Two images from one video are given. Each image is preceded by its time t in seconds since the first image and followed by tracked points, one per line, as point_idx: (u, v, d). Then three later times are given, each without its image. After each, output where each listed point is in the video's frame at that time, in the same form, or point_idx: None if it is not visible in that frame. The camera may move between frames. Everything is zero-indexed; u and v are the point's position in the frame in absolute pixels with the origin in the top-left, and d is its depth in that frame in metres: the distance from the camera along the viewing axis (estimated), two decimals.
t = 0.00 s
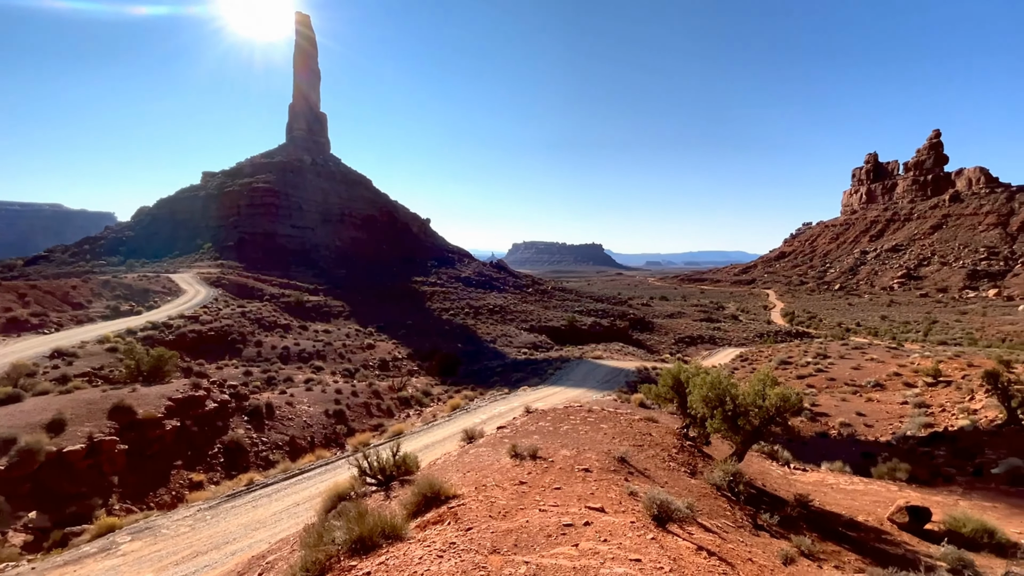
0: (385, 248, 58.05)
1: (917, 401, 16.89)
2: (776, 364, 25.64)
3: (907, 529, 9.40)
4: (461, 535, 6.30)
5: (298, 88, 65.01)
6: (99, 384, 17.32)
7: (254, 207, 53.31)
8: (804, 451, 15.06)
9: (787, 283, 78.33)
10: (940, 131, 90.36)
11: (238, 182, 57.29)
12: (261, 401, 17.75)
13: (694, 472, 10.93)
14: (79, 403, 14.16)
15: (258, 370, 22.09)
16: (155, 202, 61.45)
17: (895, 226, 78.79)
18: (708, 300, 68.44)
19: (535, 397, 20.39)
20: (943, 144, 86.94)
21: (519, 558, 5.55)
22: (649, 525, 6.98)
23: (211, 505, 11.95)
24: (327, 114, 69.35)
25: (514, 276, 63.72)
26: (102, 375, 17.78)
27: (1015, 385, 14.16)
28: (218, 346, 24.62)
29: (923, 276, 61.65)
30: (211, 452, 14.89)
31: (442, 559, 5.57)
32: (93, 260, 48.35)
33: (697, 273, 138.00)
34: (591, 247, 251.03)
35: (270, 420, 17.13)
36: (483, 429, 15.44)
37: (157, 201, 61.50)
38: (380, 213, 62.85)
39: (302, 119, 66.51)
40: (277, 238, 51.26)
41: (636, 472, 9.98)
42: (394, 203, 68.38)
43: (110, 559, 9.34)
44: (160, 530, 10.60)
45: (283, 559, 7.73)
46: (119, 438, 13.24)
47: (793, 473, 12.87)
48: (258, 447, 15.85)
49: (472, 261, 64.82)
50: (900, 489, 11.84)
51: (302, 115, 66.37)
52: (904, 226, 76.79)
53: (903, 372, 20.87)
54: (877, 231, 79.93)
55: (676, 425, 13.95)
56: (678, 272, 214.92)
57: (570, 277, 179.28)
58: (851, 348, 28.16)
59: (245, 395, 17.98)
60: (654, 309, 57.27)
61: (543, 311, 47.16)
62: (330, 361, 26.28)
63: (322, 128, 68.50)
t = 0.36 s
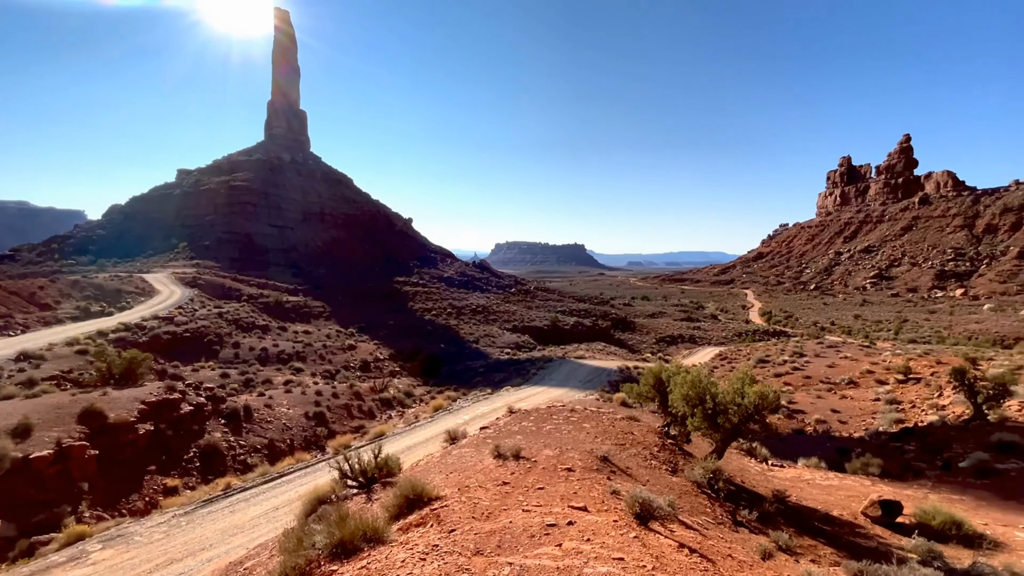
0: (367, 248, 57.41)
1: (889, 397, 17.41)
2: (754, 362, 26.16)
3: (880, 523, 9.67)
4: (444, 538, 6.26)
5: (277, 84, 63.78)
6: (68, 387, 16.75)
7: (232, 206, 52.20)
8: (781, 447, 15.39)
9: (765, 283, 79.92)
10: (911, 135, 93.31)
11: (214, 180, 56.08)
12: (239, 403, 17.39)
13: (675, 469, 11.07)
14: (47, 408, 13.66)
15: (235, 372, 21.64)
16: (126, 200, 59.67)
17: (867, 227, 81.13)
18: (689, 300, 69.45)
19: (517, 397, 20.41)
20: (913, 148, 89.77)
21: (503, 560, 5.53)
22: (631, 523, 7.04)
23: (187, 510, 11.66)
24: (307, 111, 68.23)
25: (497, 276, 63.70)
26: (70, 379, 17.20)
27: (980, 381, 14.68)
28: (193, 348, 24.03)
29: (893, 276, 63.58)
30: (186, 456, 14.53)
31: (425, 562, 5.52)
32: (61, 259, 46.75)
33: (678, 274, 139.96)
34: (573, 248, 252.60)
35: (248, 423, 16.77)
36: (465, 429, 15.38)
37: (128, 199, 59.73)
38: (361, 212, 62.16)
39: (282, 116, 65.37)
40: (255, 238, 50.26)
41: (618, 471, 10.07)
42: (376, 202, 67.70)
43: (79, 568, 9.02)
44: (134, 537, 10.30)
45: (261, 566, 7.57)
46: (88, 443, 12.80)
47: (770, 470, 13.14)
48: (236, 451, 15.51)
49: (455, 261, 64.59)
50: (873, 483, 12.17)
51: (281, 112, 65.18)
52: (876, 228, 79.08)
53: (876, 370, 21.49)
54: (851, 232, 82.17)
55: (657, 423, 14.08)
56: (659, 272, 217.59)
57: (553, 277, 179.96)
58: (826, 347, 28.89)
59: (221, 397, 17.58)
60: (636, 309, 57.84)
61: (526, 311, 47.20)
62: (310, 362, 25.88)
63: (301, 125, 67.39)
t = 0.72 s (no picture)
0: (346, 247, 56.67)
1: (860, 393, 17.94)
2: (731, 360, 26.63)
3: (852, 516, 9.94)
4: (424, 540, 6.20)
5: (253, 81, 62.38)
6: (30, 392, 16.10)
7: (206, 204, 50.98)
8: (757, 444, 15.71)
9: (741, 283, 81.51)
10: (880, 139, 96.26)
11: (188, 178, 54.66)
12: (213, 406, 16.95)
13: (654, 467, 11.19)
14: (8, 414, 13.11)
15: (210, 374, 21.10)
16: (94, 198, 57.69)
17: (838, 228, 83.51)
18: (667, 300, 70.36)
19: (499, 397, 20.40)
20: (882, 152, 92.63)
21: (484, 562, 5.51)
22: (612, 521, 7.09)
23: (159, 517, 11.33)
24: (284, 109, 66.92)
25: (478, 276, 63.62)
26: (34, 383, 16.55)
27: (946, 377, 15.21)
28: (165, 350, 23.36)
29: (864, 276, 65.52)
30: (158, 461, 14.11)
31: (405, 566, 5.46)
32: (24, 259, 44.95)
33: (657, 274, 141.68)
34: (555, 248, 253.70)
35: (223, 426, 16.36)
36: (446, 430, 15.30)
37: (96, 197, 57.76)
38: (340, 211, 61.35)
39: (258, 113, 63.96)
40: (231, 237, 49.14)
41: (598, 469, 10.13)
42: (355, 201, 66.86)
43: None
44: (102, 546, 9.97)
45: (237, 572, 7.41)
46: (53, 450, 12.34)
47: (747, 465, 13.41)
48: (211, 455, 15.10)
49: (435, 261, 64.23)
50: (845, 477, 12.50)
51: (257, 109, 63.84)
52: (847, 229, 81.40)
53: (847, 367, 22.12)
54: (823, 233, 84.46)
55: (637, 422, 14.23)
56: (639, 272, 219.88)
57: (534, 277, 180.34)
58: (800, 345, 29.57)
59: (195, 400, 17.12)
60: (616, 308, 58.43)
61: (507, 311, 47.24)
62: (288, 364, 25.43)
63: (279, 123, 66.15)
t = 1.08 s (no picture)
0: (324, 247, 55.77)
1: (831, 390, 18.47)
2: (709, 358, 27.08)
3: (824, 509, 10.21)
4: (403, 543, 6.14)
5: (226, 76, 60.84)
6: None
7: (178, 202, 49.60)
8: (733, 440, 16.02)
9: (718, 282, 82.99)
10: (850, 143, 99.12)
11: (159, 175, 53.12)
12: (185, 410, 16.49)
13: (633, 465, 11.33)
14: None
15: (182, 377, 20.52)
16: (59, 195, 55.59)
17: (811, 229, 85.78)
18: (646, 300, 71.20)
19: (479, 397, 20.36)
20: (852, 155, 95.45)
21: (464, 563, 5.48)
22: (591, 520, 7.14)
23: (128, 525, 10.97)
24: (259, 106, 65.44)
25: (458, 275, 63.39)
26: None
27: (912, 373, 15.78)
28: (135, 352, 22.65)
29: (835, 275, 67.42)
30: (127, 467, 13.66)
31: (383, 570, 5.40)
32: None
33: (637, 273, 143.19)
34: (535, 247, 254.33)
35: (196, 430, 15.94)
36: (426, 431, 15.20)
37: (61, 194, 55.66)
38: (318, 210, 60.39)
39: (232, 109, 62.44)
40: (204, 236, 47.93)
41: (579, 468, 10.19)
42: (333, 200, 65.88)
43: None
44: (68, 556, 9.60)
45: None
46: (15, 457, 11.85)
47: (724, 461, 13.66)
48: (183, 460, 14.69)
49: (415, 260, 63.76)
50: (817, 471, 12.84)
51: (231, 105, 62.34)
52: (819, 229, 83.66)
53: (819, 364, 22.74)
54: (796, 233, 86.63)
55: (617, 420, 14.35)
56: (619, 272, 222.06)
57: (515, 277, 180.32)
58: (774, 343, 30.27)
59: (167, 404, 16.64)
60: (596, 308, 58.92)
61: (488, 310, 47.18)
62: (263, 365, 24.92)
63: (254, 119, 64.74)
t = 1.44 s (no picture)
0: (303, 246, 54.90)
1: (807, 386, 18.93)
2: (689, 357, 27.46)
3: (800, 503, 10.45)
4: (384, 545, 6.09)
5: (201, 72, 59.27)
6: None
7: (152, 201, 48.35)
8: (713, 437, 16.27)
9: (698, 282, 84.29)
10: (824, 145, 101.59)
11: (131, 172, 51.64)
12: (159, 413, 16.08)
13: (615, 463, 11.42)
14: None
15: (156, 380, 19.98)
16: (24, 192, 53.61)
17: (787, 229, 87.71)
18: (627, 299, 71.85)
19: (462, 397, 20.29)
20: (826, 157, 97.81)
21: (446, 565, 5.45)
22: (574, 518, 7.18)
23: (100, 532, 10.66)
24: (235, 103, 63.98)
25: (441, 275, 63.12)
26: None
27: (884, 369, 16.25)
28: (106, 355, 21.99)
29: (811, 274, 69.07)
30: (98, 473, 13.27)
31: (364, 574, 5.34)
32: None
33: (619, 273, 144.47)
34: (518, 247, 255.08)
35: (171, 434, 15.55)
36: (408, 432, 15.06)
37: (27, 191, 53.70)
38: (296, 209, 59.40)
39: (207, 106, 60.89)
40: (179, 235, 46.76)
41: (562, 467, 10.24)
42: (313, 199, 64.91)
43: None
44: (35, 566, 9.27)
45: None
46: None
47: (703, 458, 13.89)
48: (157, 465, 14.31)
49: (397, 260, 63.25)
50: (794, 466, 13.14)
51: (207, 102, 60.81)
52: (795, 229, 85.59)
53: (796, 361, 23.28)
54: (773, 234, 88.50)
55: (599, 419, 14.44)
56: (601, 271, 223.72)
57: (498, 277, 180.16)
58: (752, 341, 30.84)
59: (140, 407, 16.21)
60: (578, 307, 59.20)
61: (470, 310, 47.07)
62: (241, 367, 24.42)
63: (231, 117, 63.37)
